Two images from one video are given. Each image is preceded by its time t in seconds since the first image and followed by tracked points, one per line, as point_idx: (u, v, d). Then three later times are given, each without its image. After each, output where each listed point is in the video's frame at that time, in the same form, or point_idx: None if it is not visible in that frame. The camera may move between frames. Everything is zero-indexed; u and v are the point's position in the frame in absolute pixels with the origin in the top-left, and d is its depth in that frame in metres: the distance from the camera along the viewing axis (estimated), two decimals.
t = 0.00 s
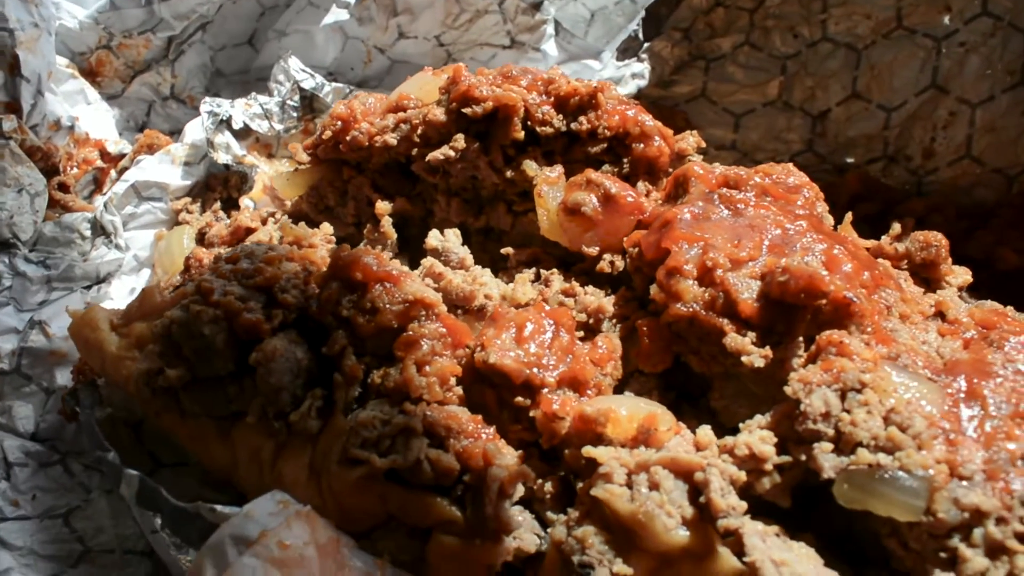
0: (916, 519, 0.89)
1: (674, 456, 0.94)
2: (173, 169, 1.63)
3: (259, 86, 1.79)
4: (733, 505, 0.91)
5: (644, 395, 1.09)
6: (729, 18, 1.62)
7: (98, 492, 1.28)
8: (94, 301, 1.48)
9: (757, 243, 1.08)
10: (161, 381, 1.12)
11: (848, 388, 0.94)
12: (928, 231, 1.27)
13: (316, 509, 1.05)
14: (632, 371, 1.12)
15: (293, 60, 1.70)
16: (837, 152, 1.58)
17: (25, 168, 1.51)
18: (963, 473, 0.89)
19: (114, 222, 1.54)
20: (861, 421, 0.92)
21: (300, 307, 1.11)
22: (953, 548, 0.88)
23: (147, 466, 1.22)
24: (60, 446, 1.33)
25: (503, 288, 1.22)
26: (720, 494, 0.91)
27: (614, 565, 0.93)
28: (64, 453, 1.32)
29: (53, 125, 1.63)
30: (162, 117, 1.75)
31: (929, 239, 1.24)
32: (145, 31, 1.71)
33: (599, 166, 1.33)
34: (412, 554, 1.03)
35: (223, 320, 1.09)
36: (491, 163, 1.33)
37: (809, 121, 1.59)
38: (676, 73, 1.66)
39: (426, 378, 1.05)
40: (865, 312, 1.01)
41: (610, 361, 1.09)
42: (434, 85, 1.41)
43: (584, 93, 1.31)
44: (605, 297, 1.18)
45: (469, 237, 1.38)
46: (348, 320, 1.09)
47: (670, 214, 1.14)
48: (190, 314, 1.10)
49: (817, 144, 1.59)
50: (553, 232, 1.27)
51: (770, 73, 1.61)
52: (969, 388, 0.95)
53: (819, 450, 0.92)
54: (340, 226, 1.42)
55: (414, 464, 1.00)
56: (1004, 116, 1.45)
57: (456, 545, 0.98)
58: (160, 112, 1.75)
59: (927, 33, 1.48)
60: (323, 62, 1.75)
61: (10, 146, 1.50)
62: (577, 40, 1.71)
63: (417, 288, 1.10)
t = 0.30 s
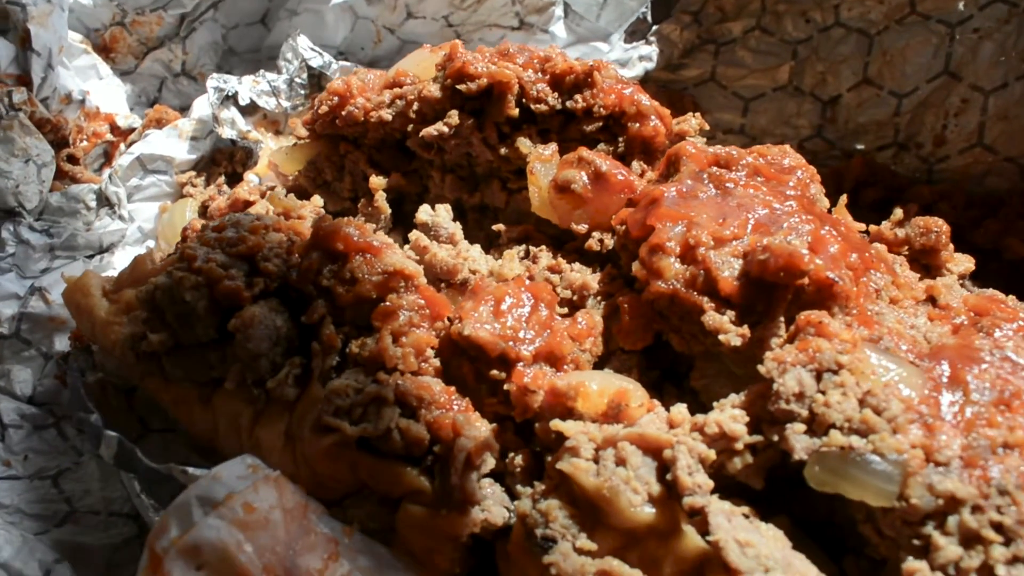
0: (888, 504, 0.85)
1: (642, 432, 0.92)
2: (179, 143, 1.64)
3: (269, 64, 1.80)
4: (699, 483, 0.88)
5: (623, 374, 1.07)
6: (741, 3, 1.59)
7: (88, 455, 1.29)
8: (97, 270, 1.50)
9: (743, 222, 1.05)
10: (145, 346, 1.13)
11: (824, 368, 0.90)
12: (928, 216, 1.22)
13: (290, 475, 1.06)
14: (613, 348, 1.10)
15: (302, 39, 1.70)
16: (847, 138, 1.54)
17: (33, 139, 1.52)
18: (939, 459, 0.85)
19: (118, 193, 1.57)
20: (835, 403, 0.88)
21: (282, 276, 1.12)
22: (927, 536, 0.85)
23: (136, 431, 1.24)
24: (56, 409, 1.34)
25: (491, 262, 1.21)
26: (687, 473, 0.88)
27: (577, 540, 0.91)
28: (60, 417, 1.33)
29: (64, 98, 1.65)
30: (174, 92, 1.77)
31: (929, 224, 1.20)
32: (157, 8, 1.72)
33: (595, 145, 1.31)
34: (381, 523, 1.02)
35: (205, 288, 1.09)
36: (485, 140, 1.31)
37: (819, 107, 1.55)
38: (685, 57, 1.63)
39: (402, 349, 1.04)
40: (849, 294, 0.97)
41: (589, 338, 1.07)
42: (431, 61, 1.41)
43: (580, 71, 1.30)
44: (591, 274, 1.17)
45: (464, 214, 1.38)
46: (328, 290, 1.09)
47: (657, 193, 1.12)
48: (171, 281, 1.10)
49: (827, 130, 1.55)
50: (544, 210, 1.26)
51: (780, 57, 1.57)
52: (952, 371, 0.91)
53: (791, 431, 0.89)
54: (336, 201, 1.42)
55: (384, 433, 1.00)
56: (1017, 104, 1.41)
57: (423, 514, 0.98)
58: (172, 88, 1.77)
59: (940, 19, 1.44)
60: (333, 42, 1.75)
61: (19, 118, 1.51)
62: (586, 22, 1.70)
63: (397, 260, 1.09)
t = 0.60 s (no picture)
0: (859, 486, 0.82)
1: (612, 404, 0.89)
2: (191, 114, 1.67)
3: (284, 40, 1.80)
4: (666, 456, 0.86)
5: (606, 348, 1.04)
6: None
7: (84, 415, 1.28)
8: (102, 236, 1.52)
9: (732, 195, 1.01)
10: (132, 307, 1.14)
11: (801, 345, 0.87)
12: (932, 200, 1.19)
13: (266, 439, 1.06)
14: (598, 322, 1.08)
15: (316, 15, 1.72)
16: (861, 124, 1.50)
17: (47, 108, 1.53)
18: (914, 442, 0.81)
19: (127, 161, 1.59)
20: (810, 380, 0.84)
21: (268, 241, 1.11)
22: (899, 520, 0.82)
23: (129, 393, 1.31)
24: (58, 370, 1.32)
25: (481, 234, 1.20)
26: (654, 446, 0.86)
27: (540, 510, 0.90)
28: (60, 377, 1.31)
29: (80, 69, 1.67)
30: (190, 66, 1.79)
31: (932, 209, 1.16)
32: None
33: (594, 121, 1.29)
34: (352, 488, 1.03)
35: (191, 250, 1.10)
36: (483, 113, 1.30)
37: (832, 90, 1.52)
38: (698, 38, 1.60)
39: (381, 315, 1.03)
40: (836, 271, 0.94)
41: (570, 310, 1.06)
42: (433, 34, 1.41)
43: (580, 46, 1.28)
44: (580, 247, 1.15)
45: (464, 187, 1.37)
46: (313, 256, 1.09)
47: (648, 166, 1.08)
48: (157, 244, 1.11)
49: (838, 114, 1.52)
50: (539, 184, 1.24)
51: (794, 39, 1.53)
52: (936, 353, 0.87)
53: (763, 407, 0.85)
54: (336, 172, 1.43)
55: (357, 398, 0.99)
56: None
57: (391, 480, 0.97)
58: (188, 62, 1.79)
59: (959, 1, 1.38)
60: (347, 19, 1.75)
61: (35, 87, 1.51)
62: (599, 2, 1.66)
63: (381, 227, 1.08)
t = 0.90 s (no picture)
0: (830, 465, 0.79)
1: (582, 373, 0.87)
2: (207, 85, 1.69)
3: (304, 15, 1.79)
4: (632, 427, 0.83)
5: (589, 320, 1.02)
6: None
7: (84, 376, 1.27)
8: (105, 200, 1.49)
9: (721, 168, 0.98)
10: (124, 267, 1.16)
11: (777, 319, 0.83)
12: (938, 184, 1.15)
13: (248, 400, 1.07)
14: (584, 297, 1.05)
15: None
16: (878, 110, 1.46)
17: (62, 74, 1.59)
18: (888, 422, 0.78)
19: (141, 129, 1.62)
20: (783, 355, 0.81)
21: (258, 204, 1.12)
22: (869, 501, 0.78)
23: (125, 355, 1.30)
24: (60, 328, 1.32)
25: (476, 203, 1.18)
26: (622, 417, 0.84)
27: (506, 478, 0.88)
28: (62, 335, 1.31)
29: (99, 37, 1.72)
30: (210, 39, 1.81)
31: (938, 193, 1.13)
32: None
33: (597, 95, 1.26)
34: (330, 452, 1.03)
35: (180, 211, 1.11)
36: (485, 85, 1.29)
37: (850, 75, 1.48)
38: (715, 19, 1.56)
39: (362, 281, 1.03)
40: (823, 248, 0.90)
41: (555, 281, 1.03)
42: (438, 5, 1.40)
43: (583, 19, 1.25)
44: (572, 220, 1.13)
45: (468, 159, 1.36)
46: (300, 220, 1.09)
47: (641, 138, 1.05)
48: (150, 204, 1.13)
49: (855, 100, 1.48)
50: (536, 157, 1.21)
51: (813, 22, 1.48)
52: (920, 334, 0.83)
53: (735, 381, 0.82)
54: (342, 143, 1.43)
55: (334, 360, 0.99)
56: None
57: (364, 444, 0.97)
58: (208, 35, 1.81)
59: None
60: None
61: (50, 53, 1.57)
62: None
63: (367, 193, 1.08)
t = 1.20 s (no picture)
0: (800, 445, 0.77)
1: (555, 343, 0.86)
2: (224, 58, 1.70)
3: None
4: (601, 400, 0.82)
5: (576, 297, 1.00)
6: None
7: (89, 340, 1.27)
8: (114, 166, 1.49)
9: (709, 144, 0.97)
10: (121, 229, 1.19)
11: (752, 295, 0.82)
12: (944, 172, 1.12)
13: (234, 364, 1.08)
14: (572, 272, 1.03)
15: None
16: (896, 102, 1.41)
17: (80, 42, 1.63)
18: (859, 402, 0.76)
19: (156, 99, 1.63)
20: (756, 330, 0.80)
21: (249, 168, 1.14)
22: (838, 484, 0.76)
23: (128, 320, 1.31)
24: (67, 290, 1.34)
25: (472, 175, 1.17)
26: (591, 389, 0.83)
27: (476, 447, 0.86)
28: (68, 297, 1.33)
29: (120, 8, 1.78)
30: (232, 15, 1.84)
31: (942, 179, 1.09)
32: None
33: (600, 73, 1.25)
34: (313, 418, 1.03)
35: (173, 171, 1.13)
36: (488, 59, 1.28)
37: (870, 65, 1.41)
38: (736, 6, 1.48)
39: (348, 247, 1.04)
40: (809, 226, 0.89)
41: (542, 255, 1.02)
42: None
43: None
44: (566, 196, 1.11)
45: (473, 136, 1.34)
46: (290, 185, 1.10)
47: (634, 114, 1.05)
48: (146, 165, 1.15)
49: (874, 91, 1.42)
50: (535, 133, 1.20)
51: (833, 9, 1.41)
52: (900, 315, 0.81)
53: (706, 356, 0.81)
54: (349, 116, 1.44)
55: (314, 325, 0.99)
56: None
57: (343, 410, 0.96)
58: (230, 10, 1.85)
59: None
60: None
61: (68, 20, 1.62)
62: None
63: (355, 159, 1.09)
